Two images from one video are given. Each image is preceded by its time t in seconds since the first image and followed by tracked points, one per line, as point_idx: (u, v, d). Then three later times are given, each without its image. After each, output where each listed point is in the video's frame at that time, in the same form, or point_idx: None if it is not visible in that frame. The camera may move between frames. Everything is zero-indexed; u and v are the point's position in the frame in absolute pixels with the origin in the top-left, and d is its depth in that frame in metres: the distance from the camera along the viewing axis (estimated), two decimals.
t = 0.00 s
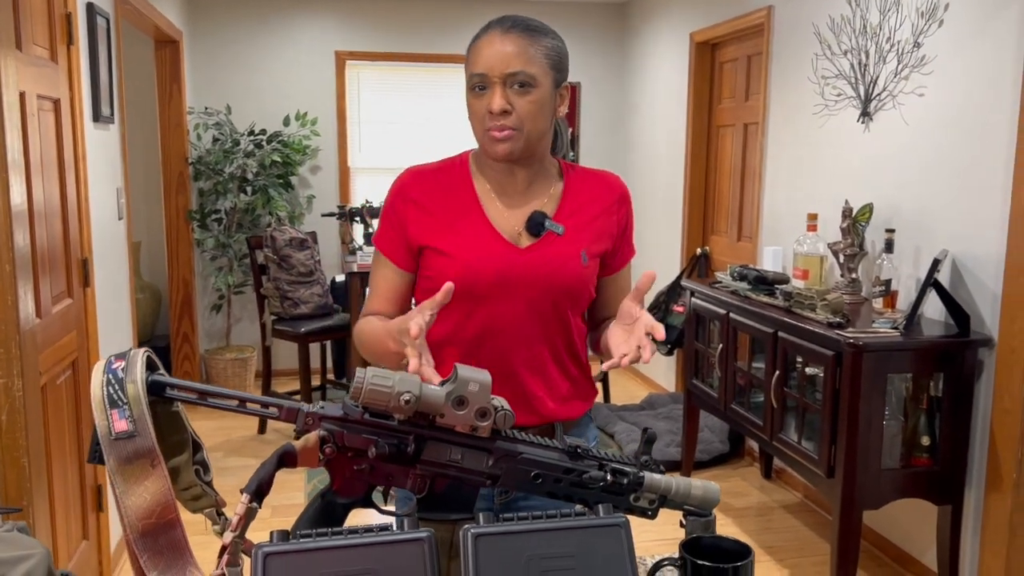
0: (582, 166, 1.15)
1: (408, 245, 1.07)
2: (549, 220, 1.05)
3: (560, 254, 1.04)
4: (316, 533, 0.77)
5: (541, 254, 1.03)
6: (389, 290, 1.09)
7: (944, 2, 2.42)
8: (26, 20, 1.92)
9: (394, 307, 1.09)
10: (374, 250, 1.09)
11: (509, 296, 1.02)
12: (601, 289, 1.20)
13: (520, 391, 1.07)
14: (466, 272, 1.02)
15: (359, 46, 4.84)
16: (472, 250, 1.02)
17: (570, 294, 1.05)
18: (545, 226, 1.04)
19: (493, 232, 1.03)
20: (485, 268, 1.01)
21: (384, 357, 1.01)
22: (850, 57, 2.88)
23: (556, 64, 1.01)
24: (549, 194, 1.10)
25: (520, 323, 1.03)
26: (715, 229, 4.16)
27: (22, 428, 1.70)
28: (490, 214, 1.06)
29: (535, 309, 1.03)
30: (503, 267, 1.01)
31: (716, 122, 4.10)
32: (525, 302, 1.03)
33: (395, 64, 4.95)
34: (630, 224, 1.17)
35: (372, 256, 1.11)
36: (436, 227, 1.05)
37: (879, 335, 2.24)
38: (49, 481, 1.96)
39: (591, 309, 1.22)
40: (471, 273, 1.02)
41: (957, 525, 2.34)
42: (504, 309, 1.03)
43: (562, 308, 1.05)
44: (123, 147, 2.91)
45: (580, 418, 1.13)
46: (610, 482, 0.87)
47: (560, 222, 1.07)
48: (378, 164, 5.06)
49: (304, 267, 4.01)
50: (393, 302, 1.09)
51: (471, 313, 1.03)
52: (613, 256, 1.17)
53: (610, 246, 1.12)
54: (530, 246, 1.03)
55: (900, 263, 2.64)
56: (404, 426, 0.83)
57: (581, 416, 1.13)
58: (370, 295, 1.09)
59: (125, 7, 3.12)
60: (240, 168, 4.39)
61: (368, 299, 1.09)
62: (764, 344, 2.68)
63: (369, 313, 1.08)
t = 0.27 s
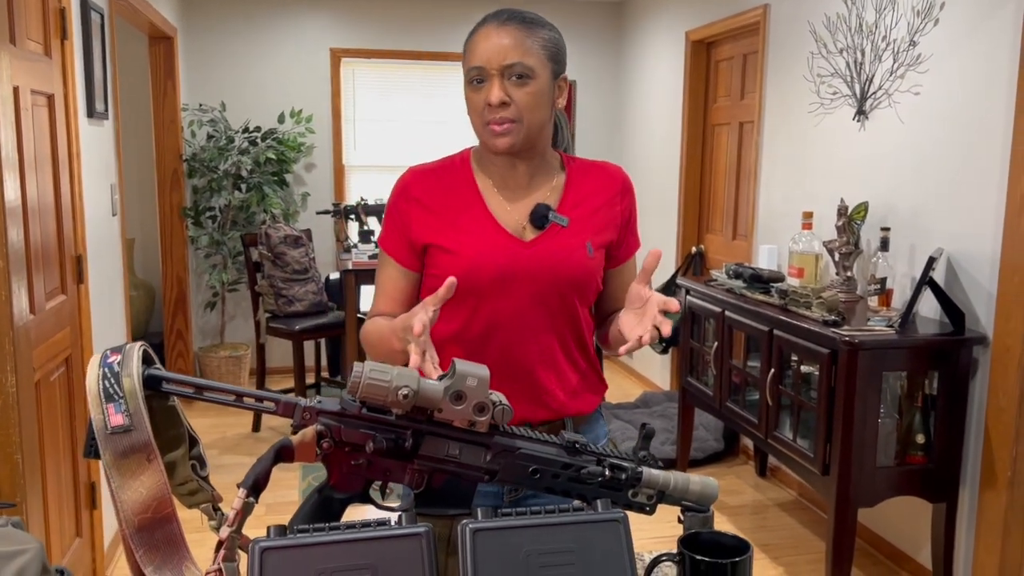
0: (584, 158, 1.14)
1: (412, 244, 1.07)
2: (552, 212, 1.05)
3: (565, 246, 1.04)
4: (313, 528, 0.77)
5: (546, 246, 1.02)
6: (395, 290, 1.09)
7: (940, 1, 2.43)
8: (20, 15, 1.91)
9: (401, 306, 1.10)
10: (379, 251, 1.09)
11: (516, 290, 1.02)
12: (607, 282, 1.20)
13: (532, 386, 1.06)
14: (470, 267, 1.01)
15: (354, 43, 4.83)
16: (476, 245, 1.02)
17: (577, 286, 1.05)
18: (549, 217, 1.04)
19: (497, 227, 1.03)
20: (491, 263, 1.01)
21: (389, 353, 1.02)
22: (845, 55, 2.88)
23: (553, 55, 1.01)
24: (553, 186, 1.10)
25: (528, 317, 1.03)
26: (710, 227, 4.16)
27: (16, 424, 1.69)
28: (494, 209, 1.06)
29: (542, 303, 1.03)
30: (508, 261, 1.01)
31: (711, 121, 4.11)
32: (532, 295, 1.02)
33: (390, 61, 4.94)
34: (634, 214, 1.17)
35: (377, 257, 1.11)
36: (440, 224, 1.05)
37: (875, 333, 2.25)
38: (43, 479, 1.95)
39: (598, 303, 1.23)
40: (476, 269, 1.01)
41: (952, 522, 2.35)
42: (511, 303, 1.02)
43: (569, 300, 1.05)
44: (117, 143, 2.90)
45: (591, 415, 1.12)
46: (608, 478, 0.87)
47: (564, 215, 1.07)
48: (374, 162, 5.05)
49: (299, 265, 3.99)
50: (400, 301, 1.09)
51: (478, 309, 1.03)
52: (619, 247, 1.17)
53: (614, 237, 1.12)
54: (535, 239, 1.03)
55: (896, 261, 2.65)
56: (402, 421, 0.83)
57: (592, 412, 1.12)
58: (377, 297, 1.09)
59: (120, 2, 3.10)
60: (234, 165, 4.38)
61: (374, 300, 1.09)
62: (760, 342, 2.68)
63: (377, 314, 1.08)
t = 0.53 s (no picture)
0: (589, 161, 1.13)
1: (411, 240, 1.07)
2: (554, 218, 1.04)
3: (565, 254, 1.03)
4: (306, 527, 0.76)
5: (545, 253, 1.01)
6: (392, 285, 1.09)
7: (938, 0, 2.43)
8: (15, 12, 1.90)
9: (395, 302, 1.10)
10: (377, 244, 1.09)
11: (513, 295, 1.01)
12: (607, 287, 1.20)
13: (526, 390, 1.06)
14: (468, 270, 1.01)
15: (351, 41, 4.82)
16: (475, 248, 1.01)
17: (575, 294, 1.04)
18: (550, 224, 1.03)
19: (497, 231, 1.02)
20: (489, 267, 1.00)
21: (385, 354, 1.02)
22: (843, 55, 2.88)
23: (559, 52, 1.00)
24: (555, 189, 1.09)
25: (524, 322, 1.02)
26: (707, 227, 4.16)
27: (10, 421, 1.69)
28: (494, 211, 1.05)
29: (538, 310, 1.02)
30: (507, 267, 1.00)
31: (709, 120, 4.10)
32: (528, 301, 1.01)
33: (387, 59, 4.93)
34: (635, 222, 1.16)
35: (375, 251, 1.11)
36: (439, 223, 1.05)
37: (872, 333, 2.24)
38: (37, 478, 1.94)
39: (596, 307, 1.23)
40: (473, 272, 1.01)
41: (948, 522, 2.34)
42: (507, 309, 1.02)
43: (565, 307, 1.04)
44: (113, 139, 2.89)
45: (580, 420, 1.12)
46: (604, 477, 0.87)
47: (566, 220, 1.06)
48: (371, 160, 5.04)
49: (296, 263, 3.98)
50: (395, 297, 1.10)
51: (473, 311, 1.03)
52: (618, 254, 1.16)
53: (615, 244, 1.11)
54: (535, 245, 1.02)
55: (893, 261, 2.64)
56: (397, 420, 0.82)
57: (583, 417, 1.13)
58: (372, 290, 1.09)
59: None
60: (231, 163, 4.36)
61: (371, 294, 1.09)
62: (757, 342, 2.68)
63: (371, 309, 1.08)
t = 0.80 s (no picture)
0: (581, 163, 1.13)
1: (399, 239, 1.06)
2: (544, 220, 1.03)
3: (553, 257, 1.02)
4: (302, 529, 0.76)
5: (534, 256, 1.01)
6: (379, 282, 1.08)
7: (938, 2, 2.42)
8: (14, 11, 1.90)
9: (382, 301, 1.09)
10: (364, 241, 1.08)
11: (500, 298, 1.01)
12: (595, 289, 1.20)
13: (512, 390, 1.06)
14: (456, 271, 1.00)
15: (351, 41, 4.81)
16: (464, 250, 1.01)
17: (563, 298, 1.04)
18: (540, 227, 1.03)
19: (486, 232, 1.02)
20: (477, 270, 1.00)
21: (372, 353, 1.02)
22: (843, 56, 2.87)
23: (559, 56, 1.00)
24: (546, 191, 1.09)
25: (511, 324, 1.02)
26: (706, 227, 4.16)
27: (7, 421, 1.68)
28: (484, 212, 1.04)
29: (525, 313, 1.02)
30: (495, 269, 1.00)
31: (708, 121, 4.10)
32: (516, 304, 1.01)
33: (387, 59, 4.92)
34: (627, 225, 1.16)
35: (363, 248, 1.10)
36: (428, 223, 1.04)
37: (871, 334, 2.24)
38: (34, 477, 1.94)
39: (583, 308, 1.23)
40: (461, 274, 1.00)
41: (947, 524, 2.34)
42: (495, 311, 1.02)
43: (553, 311, 1.04)
44: (111, 138, 2.88)
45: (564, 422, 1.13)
46: (602, 479, 0.86)
47: (556, 223, 1.06)
48: (370, 160, 5.03)
49: (294, 262, 3.98)
50: (382, 295, 1.09)
51: (461, 312, 1.02)
52: (608, 256, 1.16)
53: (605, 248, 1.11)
54: (524, 248, 1.01)
55: (892, 262, 2.64)
56: (394, 421, 0.82)
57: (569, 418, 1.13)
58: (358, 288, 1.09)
59: None
60: (230, 162, 4.35)
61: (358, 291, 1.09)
62: (755, 343, 2.67)
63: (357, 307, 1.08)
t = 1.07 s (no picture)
0: (570, 159, 1.13)
1: (388, 237, 1.06)
2: (534, 214, 1.03)
3: (544, 251, 1.02)
4: (301, 529, 0.76)
5: (525, 250, 1.01)
6: (370, 281, 1.07)
7: (939, 3, 2.42)
8: (15, 10, 1.90)
9: (375, 299, 1.08)
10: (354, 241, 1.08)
11: (491, 292, 1.01)
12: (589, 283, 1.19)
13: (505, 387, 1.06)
14: (446, 267, 1.00)
15: (352, 41, 4.81)
16: (453, 245, 1.01)
17: (554, 291, 1.04)
18: (530, 221, 1.03)
19: (477, 228, 1.02)
20: (468, 265, 1.00)
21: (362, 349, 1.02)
22: (844, 57, 2.87)
23: (545, 52, 1.01)
24: (536, 186, 1.09)
25: (502, 320, 1.02)
26: (707, 228, 4.16)
27: (8, 420, 1.69)
28: (474, 208, 1.04)
29: (516, 308, 1.02)
30: (486, 263, 1.00)
31: (709, 122, 4.09)
32: (507, 298, 1.01)
33: (388, 59, 4.93)
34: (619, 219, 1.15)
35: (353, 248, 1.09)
36: (418, 220, 1.04)
37: (871, 335, 2.24)
38: (34, 476, 1.94)
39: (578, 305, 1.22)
40: (452, 270, 1.00)
41: (947, 526, 2.34)
42: (486, 306, 1.01)
43: (544, 305, 1.04)
44: (112, 138, 2.88)
45: (557, 419, 1.12)
46: (601, 480, 0.86)
47: (546, 217, 1.06)
48: (370, 159, 5.03)
49: (294, 262, 3.98)
50: (374, 293, 1.08)
51: (452, 309, 1.02)
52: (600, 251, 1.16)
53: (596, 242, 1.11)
54: (514, 242, 1.01)
55: (893, 263, 2.64)
56: (393, 420, 0.82)
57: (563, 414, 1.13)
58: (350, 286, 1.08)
59: None
60: (230, 162, 4.35)
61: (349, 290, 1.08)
62: (755, 344, 2.67)
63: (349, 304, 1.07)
